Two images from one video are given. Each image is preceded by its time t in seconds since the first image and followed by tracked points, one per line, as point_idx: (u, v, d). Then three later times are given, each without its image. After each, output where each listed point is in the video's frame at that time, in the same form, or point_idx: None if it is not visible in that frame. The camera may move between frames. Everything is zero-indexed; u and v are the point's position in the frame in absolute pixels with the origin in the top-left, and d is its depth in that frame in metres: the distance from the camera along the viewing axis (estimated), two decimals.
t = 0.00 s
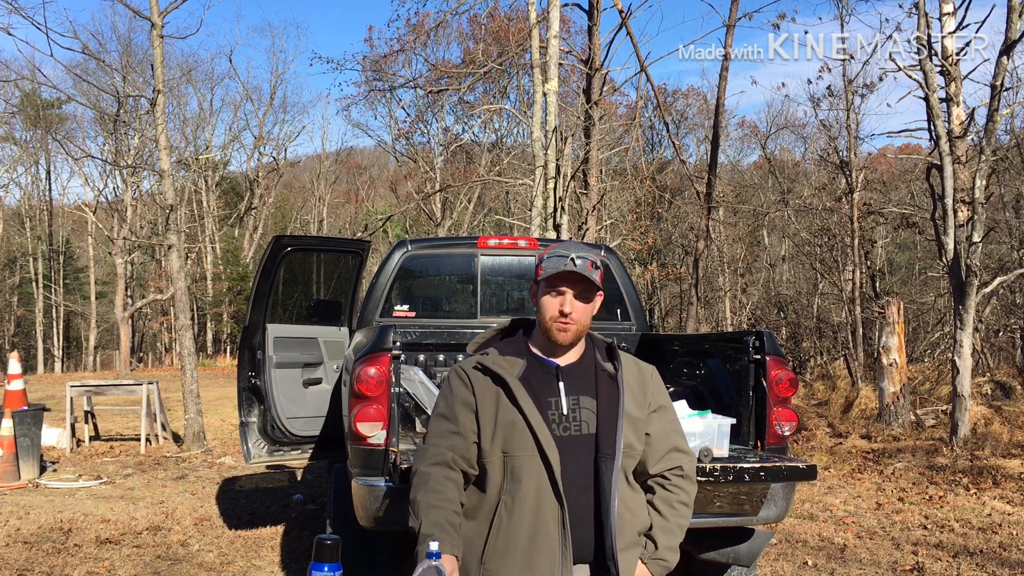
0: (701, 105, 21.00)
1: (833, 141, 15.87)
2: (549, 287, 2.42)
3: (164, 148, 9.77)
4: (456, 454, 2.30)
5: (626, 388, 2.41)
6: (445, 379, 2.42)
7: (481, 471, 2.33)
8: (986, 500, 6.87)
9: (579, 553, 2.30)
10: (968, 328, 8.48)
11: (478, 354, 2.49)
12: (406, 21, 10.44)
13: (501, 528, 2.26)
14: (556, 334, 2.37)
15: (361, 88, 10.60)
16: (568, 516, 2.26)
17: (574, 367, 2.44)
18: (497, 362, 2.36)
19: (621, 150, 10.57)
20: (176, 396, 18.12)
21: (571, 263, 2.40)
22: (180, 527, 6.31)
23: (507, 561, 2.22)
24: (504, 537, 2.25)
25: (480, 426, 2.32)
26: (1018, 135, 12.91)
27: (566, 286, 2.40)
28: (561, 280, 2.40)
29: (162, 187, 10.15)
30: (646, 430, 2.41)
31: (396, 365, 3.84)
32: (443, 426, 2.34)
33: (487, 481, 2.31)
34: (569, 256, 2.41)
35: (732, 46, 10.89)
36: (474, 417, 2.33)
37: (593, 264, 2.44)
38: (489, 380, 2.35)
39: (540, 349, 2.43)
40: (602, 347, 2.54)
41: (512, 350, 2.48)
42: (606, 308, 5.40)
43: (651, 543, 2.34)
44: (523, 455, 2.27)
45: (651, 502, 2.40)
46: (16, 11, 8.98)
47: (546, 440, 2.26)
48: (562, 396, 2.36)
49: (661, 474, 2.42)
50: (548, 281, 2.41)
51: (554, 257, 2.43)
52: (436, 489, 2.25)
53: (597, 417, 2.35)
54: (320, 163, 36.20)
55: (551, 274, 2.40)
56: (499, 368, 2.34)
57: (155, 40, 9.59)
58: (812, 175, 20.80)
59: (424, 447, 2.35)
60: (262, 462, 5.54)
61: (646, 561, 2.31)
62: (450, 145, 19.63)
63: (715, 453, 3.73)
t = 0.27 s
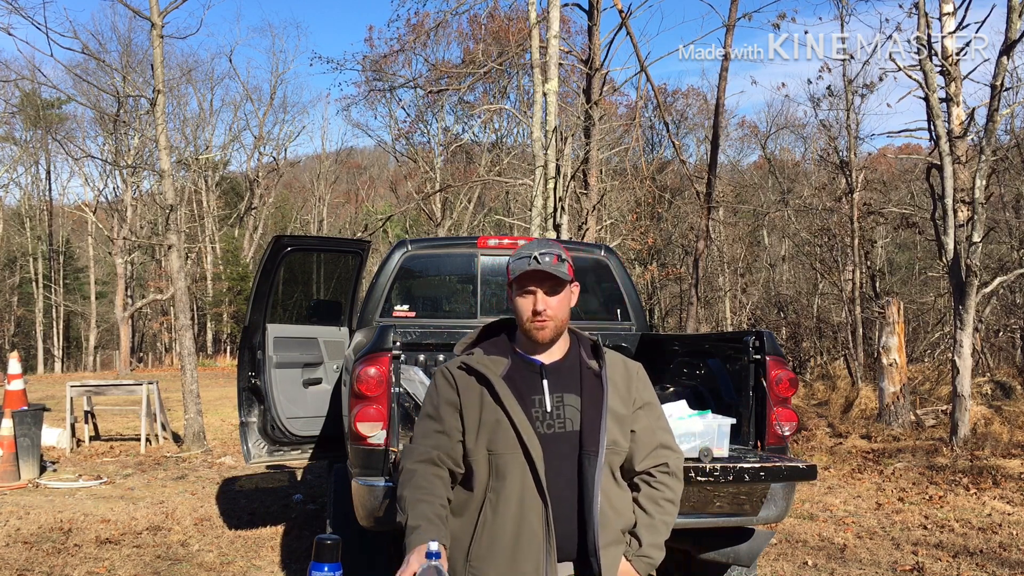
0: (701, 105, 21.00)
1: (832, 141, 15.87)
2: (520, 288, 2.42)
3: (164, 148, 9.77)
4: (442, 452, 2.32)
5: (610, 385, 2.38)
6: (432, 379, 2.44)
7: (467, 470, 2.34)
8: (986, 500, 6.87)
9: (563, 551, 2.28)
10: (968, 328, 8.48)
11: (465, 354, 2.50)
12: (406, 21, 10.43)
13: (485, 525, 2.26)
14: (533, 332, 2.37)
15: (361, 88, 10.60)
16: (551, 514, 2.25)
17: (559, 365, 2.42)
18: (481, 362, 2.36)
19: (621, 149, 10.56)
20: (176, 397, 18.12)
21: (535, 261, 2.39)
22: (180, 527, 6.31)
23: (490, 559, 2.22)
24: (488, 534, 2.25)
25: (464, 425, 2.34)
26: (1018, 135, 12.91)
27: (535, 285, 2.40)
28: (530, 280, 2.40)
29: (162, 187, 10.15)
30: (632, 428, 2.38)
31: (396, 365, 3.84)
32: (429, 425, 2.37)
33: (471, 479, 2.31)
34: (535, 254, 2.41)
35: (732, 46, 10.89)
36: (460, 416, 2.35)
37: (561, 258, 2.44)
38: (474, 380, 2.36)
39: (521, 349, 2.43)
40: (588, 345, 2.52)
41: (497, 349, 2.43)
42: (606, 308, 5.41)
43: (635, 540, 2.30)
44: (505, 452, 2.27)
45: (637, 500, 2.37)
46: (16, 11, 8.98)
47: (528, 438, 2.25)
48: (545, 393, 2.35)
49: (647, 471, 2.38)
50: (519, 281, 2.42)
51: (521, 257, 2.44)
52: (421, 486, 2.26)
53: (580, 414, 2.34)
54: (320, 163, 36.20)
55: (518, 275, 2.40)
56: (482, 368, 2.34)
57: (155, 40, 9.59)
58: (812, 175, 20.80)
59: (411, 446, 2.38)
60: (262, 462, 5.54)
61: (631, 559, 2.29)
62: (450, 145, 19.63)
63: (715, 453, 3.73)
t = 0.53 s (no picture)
0: (701, 105, 21.00)
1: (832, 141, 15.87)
2: (501, 292, 2.40)
3: (164, 148, 9.77)
4: (426, 454, 2.32)
5: (594, 384, 2.38)
6: (418, 383, 2.46)
7: (452, 472, 2.35)
8: (985, 500, 6.87)
9: (549, 550, 2.27)
10: (968, 328, 8.48)
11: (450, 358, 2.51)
12: (406, 21, 10.43)
13: (470, 526, 2.26)
14: (516, 335, 2.36)
15: (361, 88, 10.59)
16: (536, 515, 2.25)
17: (543, 367, 2.41)
18: (464, 366, 2.37)
19: (621, 150, 10.56)
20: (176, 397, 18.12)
21: (513, 266, 2.38)
22: (180, 527, 6.31)
23: (475, 560, 2.22)
24: (473, 536, 2.25)
25: (448, 427, 2.34)
26: (1018, 135, 12.92)
27: (516, 289, 2.38)
28: (510, 284, 2.38)
29: (162, 187, 10.15)
30: (617, 427, 2.37)
31: (396, 365, 3.85)
32: (414, 428, 2.38)
33: (456, 480, 2.32)
34: (514, 257, 2.39)
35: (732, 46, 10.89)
36: (444, 419, 2.36)
37: (541, 260, 2.41)
38: (457, 383, 2.37)
39: (505, 351, 2.42)
40: (572, 345, 2.51)
41: (481, 352, 2.44)
42: (606, 308, 5.41)
43: (619, 537, 2.29)
44: (489, 453, 2.28)
45: (622, 497, 2.35)
46: (16, 11, 8.98)
47: (512, 439, 2.25)
48: (529, 395, 2.34)
49: (632, 469, 2.37)
50: (500, 286, 2.40)
51: (500, 261, 2.42)
52: (406, 489, 2.27)
53: (565, 414, 2.33)
54: (319, 163, 36.20)
55: (498, 280, 2.38)
56: (465, 371, 2.35)
57: (155, 40, 9.60)
58: (812, 175, 20.80)
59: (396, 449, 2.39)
60: (262, 462, 5.54)
61: (615, 556, 2.27)
62: (450, 145, 19.64)
63: (715, 453, 3.73)
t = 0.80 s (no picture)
0: (701, 105, 20.99)
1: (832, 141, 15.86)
2: (487, 297, 2.39)
3: (164, 148, 9.77)
4: (415, 453, 2.32)
5: (581, 385, 2.37)
6: (408, 384, 2.47)
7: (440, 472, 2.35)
8: (986, 500, 6.87)
9: (536, 551, 2.26)
10: (968, 328, 8.48)
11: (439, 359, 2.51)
12: (406, 21, 10.43)
13: (459, 526, 2.27)
14: (503, 339, 2.36)
15: (361, 88, 10.59)
16: (523, 515, 2.24)
17: (532, 367, 2.41)
18: (452, 368, 2.38)
19: (621, 149, 10.56)
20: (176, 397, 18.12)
21: (499, 269, 2.37)
22: (180, 527, 6.31)
23: (464, 560, 2.23)
24: (462, 536, 2.25)
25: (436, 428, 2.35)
26: (1018, 135, 12.92)
27: (502, 294, 2.37)
28: (496, 288, 2.37)
29: (162, 186, 10.15)
30: (605, 427, 2.37)
31: (396, 366, 3.85)
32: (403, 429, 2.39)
33: (444, 480, 2.33)
34: (499, 262, 2.38)
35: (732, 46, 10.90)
36: (432, 419, 2.37)
37: (526, 264, 2.40)
38: (445, 385, 2.38)
39: (494, 353, 2.42)
40: (561, 346, 2.51)
41: (469, 354, 2.44)
42: (606, 308, 5.42)
43: (606, 537, 2.28)
44: (476, 454, 2.28)
45: (610, 497, 2.34)
46: (16, 11, 8.98)
47: (498, 439, 2.26)
48: (516, 396, 2.34)
49: (621, 468, 2.36)
50: (486, 291, 2.39)
51: (486, 266, 2.41)
52: (396, 489, 2.26)
53: (552, 415, 2.33)
54: (319, 163, 36.21)
55: (483, 285, 2.37)
56: (452, 373, 2.36)
57: (155, 40, 9.60)
58: (812, 175, 20.80)
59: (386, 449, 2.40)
60: (262, 462, 5.54)
61: (604, 555, 2.25)
62: (450, 145, 19.64)
63: (715, 453, 3.73)
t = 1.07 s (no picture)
0: (701, 105, 20.99)
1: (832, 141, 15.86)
2: (475, 302, 2.39)
3: (164, 148, 9.77)
4: (410, 454, 2.33)
5: (572, 385, 2.37)
6: (402, 386, 2.47)
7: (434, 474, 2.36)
8: (986, 500, 6.87)
9: (528, 550, 2.26)
10: (968, 328, 8.48)
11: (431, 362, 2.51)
12: (406, 21, 10.43)
13: (451, 527, 2.27)
14: (492, 344, 2.35)
15: (361, 88, 10.59)
16: (514, 515, 2.24)
17: (522, 368, 2.41)
18: (444, 370, 2.38)
19: (621, 149, 10.55)
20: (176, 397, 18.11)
21: (485, 275, 2.37)
22: (180, 527, 6.31)
23: (457, 561, 2.23)
24: (455, 537, 2.25)
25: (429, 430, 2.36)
26: (1018, 135, 12.93)
27: (490, 299, 2.37)
28: (483, 294, 2.36)
29: (162, 186, 10.15)
30: (596, 427, 2.37)
31: (396, 366, 3.86)
32: (397, 430, 2.39)
33: (438, 482, 2.33)
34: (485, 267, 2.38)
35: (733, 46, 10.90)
36: (426, 421, 2.38)
37: (513, 270, 2.39)
38: (437, 387, 2.38)
39: (484, 356, 2.42)
40: (551, 347, 2.51)
41: (460, 357, 2.44)
42: (606, 308, 5.42)
43: (597, 533, 2.29)
44: (468, 455, 2.28)
45: (602, 495, 2.36)
46: (16, 11, 8.98)
47: (489, 440, 2.25)
48: (507, 397, 2.34)
49: (613, 467, 2.37)
50: (472, 297, 2.39)
51: (473, 272, 2.40)
52: (390, 491, 2.26)
53: (542, 415, 2.32)
54: (320, 163, 36.21)
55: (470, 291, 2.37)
56: (444, 375, 2.36)
57: (155, 40, 9.60)
58: (812, 175, 20.80)
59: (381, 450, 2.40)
60: (262, 462, 5.55)
61: (596, 552, 2.26)
62: (450, 145, 19.65)
63: (715, 453, 3.73)
